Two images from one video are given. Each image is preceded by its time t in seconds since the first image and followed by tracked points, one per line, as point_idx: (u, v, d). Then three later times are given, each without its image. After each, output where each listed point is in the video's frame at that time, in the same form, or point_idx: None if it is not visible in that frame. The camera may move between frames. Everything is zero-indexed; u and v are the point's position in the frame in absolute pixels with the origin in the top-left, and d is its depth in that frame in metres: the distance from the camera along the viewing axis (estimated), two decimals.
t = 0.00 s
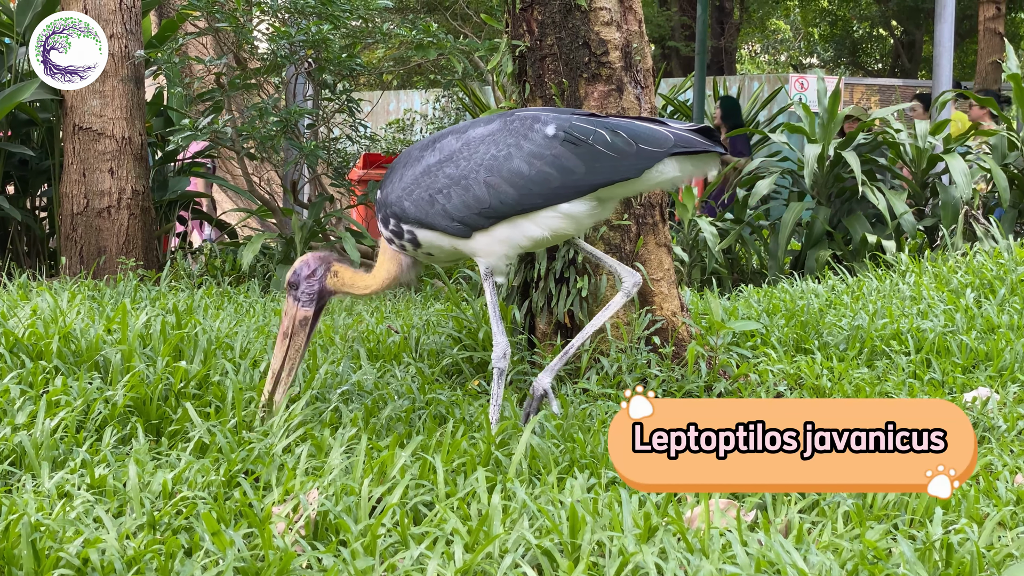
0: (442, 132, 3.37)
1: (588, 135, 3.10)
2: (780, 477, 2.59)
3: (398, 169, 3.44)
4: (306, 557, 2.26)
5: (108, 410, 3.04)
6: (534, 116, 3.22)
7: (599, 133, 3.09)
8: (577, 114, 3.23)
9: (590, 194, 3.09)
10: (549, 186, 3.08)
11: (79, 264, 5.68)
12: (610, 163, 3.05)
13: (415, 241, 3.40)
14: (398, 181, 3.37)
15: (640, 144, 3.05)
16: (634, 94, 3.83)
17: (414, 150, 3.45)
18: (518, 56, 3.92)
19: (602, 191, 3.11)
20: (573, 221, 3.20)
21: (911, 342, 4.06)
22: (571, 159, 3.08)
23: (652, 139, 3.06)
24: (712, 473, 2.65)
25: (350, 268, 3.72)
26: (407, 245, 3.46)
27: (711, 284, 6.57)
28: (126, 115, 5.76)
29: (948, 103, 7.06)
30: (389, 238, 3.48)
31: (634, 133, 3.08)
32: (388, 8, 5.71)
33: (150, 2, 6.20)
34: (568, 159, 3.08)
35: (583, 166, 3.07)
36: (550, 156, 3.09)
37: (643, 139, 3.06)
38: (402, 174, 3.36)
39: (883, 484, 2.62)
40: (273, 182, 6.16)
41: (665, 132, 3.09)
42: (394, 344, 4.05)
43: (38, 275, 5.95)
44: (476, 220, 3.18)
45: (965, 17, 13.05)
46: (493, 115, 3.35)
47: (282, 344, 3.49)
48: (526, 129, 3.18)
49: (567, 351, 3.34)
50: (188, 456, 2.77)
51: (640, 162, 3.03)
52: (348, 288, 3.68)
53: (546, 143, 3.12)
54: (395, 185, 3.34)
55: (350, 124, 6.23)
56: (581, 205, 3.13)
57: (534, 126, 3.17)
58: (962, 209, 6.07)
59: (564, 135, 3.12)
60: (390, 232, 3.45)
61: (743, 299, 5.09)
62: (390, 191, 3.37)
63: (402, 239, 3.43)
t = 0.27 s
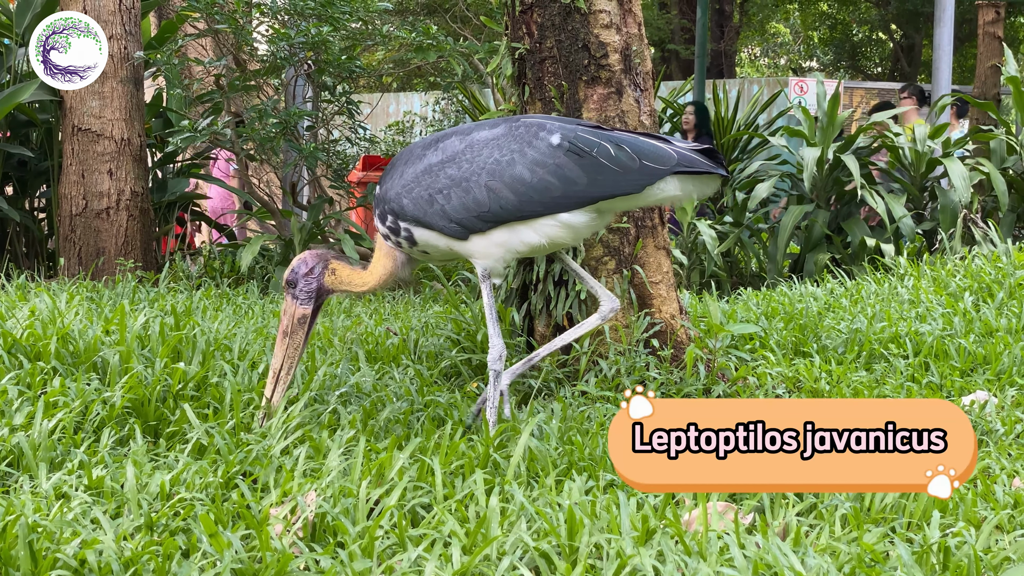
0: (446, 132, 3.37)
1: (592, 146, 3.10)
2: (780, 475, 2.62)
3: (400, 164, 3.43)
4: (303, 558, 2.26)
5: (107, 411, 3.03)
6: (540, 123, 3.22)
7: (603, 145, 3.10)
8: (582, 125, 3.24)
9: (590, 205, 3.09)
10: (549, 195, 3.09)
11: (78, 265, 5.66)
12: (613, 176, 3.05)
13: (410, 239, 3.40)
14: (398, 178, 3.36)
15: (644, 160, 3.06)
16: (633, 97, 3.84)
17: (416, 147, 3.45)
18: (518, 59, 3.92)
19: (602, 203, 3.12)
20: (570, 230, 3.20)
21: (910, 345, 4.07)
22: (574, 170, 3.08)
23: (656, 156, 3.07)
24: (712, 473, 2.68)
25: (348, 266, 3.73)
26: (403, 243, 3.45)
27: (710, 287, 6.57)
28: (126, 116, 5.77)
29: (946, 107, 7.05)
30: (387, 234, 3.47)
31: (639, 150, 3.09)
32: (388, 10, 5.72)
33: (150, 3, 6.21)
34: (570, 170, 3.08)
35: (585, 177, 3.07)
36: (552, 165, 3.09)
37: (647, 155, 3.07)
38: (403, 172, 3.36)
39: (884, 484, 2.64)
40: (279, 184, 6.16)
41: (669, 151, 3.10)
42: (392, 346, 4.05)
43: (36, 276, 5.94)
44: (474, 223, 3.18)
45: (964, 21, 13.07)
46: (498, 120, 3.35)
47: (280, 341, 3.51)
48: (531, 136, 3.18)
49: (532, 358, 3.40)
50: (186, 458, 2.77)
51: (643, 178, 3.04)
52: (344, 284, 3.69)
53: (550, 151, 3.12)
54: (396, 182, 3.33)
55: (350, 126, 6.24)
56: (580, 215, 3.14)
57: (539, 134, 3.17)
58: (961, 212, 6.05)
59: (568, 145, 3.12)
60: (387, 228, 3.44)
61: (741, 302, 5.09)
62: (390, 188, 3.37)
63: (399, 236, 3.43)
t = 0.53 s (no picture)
0: (445, 133, 3.37)
1: (591, 151, 3.11)
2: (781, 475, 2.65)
3: (398, 164, 3.43)
4: (300, 560, 2.26)
5: (104, 412, 3.03)
6: (539, 126, 3.22)
7: (602, 150, 3.11)
8: (581, 129, 3.25)
9: (587, 209, 3.10)
10: (547, 199, 3.09)
11: (75, 266, 5.66)
12: (611, 181, 3.06)
13: (406, 239, 3.39)
14: (396, 178, 3.36)
15: (642, 166, 3.07)
16: (631, 99, 3.84)
17: (415, 147, 3.45)
18: (516, 61, 3.92)
19: (599, 208, 3.12)
20: (567, 234, 3.21)
21: (907, 348, 4.08)
22: (572, 174, 3.09)
23: (654, 162, 3.09)
24: (711, 473, 2.69)
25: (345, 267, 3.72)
26: (399, 243, 3.45)
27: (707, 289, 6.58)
28: (124, 117, 5.77)
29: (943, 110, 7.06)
30: (382, 233, 3.46)
31: (638, 155, 3.10)
32: (386, 11, 5.73)
33: (148, 4, 6.21)
34: (569, 173, 3.09)
35: (583, 181, 3.08)
36: (551, 168, 3.10)
37: (646, 161, 3.09)
38: (401, 172, 3.36)
39: (883, 484, 2.66)
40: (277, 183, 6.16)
41: (668, 157, 3.12)
42: (389, 347, 4.05)
43: (34, 277, 5.93)
44: (471, 225, 3.18)
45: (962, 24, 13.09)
46: (497, 123, 3.36)
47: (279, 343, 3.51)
48: (530, 139, 3.18)
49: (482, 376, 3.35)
50: (183, 459, 2.77)
51: (641, 183, 3.05)
52: (341, 285, 3.67)
53: (548, 154, 3.12)
54: (393, 182, 3.33)
55: (347, 128, 6.24)
56: (577, 219, 3.15)
57: (538, 137, 3.18)
58: (958, 216, 6.06)
59: (567, 149, 3.13)
60: (383, 228, 3.43)
61: (739, 305, 5.10)
62: (388, 187, 3.36)
63: (395, 236, 3.42)
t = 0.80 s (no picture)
0: (438, 135, 3.38)
1: (583, 150, 3.10)
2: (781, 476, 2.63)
3: (393, 168, 3.45)
4: (298, 562, 2.26)
5: (103, 413, 3.03)
6: (531, 127, 3.22)
7: (594, 149, 3.10)
8: (573, 128, 3.24)
9: (579, 208, 3.10)
10: (539, 198, 3.09)
11: (74, 266, 5.66)
12: (602, 180, 3.05)
13: (402, 242, 3.41)
14: (389, 181, 3.37)
15: (634, 164, 3.06)
16: (630, 102, 3.85)
17: (409, 150, 3.46)
18: (515, 63, 3.92)
19: (592, 207, 3.11)
20: (561, 233, 3.21)
21: (905, 351, 4.08)
22: (564, 173, 3.09)
23: (646, 159, 3.07)
24: (712, 473, 2.68)
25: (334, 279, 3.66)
26: (395, 246, 3.46)
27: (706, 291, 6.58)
28: (123, 117, 5.77)
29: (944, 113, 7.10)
30: (378, 237, 3.48)
31: (629, 153, 3.08)
32: (386, 12, 5.73)
33: (148, 5, 6.22)
34: (561, 173, 3.09)
35: (575, 180, 3.07)
36: (543, 168, 3.10)
37: (637, 159, 3.07)
38: (395, 175, 3.37)
39: (883, 484, 2.65)
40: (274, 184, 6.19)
41: (660, 155, 3.10)
42: (388, 348, 4.05)
43: (33, 277, 5.93)
44: (465, 226, 3.19)
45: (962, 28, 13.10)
46: (490, 124, 3.36)
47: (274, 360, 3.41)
48: (522, 139, 3.19)
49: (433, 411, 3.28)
50: (182, 460, 2.77)
51: (633, 182, 3.03)
52: (333, 295, 3.62)
53: (540, 154, 3.12)
54: (387, 185, 3.35)
55: (347, 129, 6.25)
56: (571, 218, 3.14)
57: (530, 137, 3.18)
58: (957, 218, 6.12)
59: (559, 148, 3.13)
60: (378, 231, 3.45)
61: (737, 307, 5.10)
62: (382, 191, 3.38)
63: (390, 240, 3.43)
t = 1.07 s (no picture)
0: (423, 138, 3.39)
1: (566, 146, 3.11)
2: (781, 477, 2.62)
3: (379, 173, 3.45)
4: (298, 563, 2.26)
5: (102, 413, 3.03)
6: (514, 125, 3.23)
7: (576, 144, 3.11)
8: (557, 126, 3.24)
9: (564, 203, 3.09)
10: (525, 195, 3.09)
11: (74, 266, 5.65)
12: (587, 175, 3.06)
13: (390, 247, 3.41)
14: (376, 185, 3.38)
15: (617, 158, 3.07)
16: (631, 104, 3.85)
17: (394, 155, 3.47)
18: (516, 64, 3.92)
19: (577, 203, 3.12)
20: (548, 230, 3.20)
21: (905, 354, 4.09)
22: (548, 169, 3.09)
23: (629, 153, 3.07)
24: (712, 473, 2.68)
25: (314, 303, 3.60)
26: (383, 250, 3.46)
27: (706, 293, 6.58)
28: (123, 118, 5.77)
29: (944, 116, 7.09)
30: (365, 243, 3.48)
31: (612, 147, 3.09)
32: (386, 13, 5.73)
33: (149, 5, 6.22)
34: (545, 169, 3.09)
35: (559, 176, 3.07)
36: (527, 165, 3.10)
37: (621, 153, 3.08)
38: (381, 179, 3.37)
39: (883, 484, 2.65)
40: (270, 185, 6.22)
41: (643, 148, 3.10)
42: (388, 350, 4.06)
43: (33, 277, 5.93)
44: (452, 226, 3.18)
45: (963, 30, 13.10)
46: (475, 125, 3.37)
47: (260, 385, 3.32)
48: (506, 138, 3.19)
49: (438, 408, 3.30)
50: (181, 461, 2.78)
51: (617, 176, 3.04)
52: (315, 314, 3.58)
53: (524, 152, 3.13)
54: (374, 189, 3.35)
55: (347, 130, 6.25)
56: (557, 214, 3.13)
57: (513, 136, 3.18)
58: (957, 221, 6.11)
59: (543, 145, 3.13)
60: (366, 236, 3.45)
61: (737, 309, 5.10)
62: (369, 195, 3.38)
63: (378, 244, 3.43)
